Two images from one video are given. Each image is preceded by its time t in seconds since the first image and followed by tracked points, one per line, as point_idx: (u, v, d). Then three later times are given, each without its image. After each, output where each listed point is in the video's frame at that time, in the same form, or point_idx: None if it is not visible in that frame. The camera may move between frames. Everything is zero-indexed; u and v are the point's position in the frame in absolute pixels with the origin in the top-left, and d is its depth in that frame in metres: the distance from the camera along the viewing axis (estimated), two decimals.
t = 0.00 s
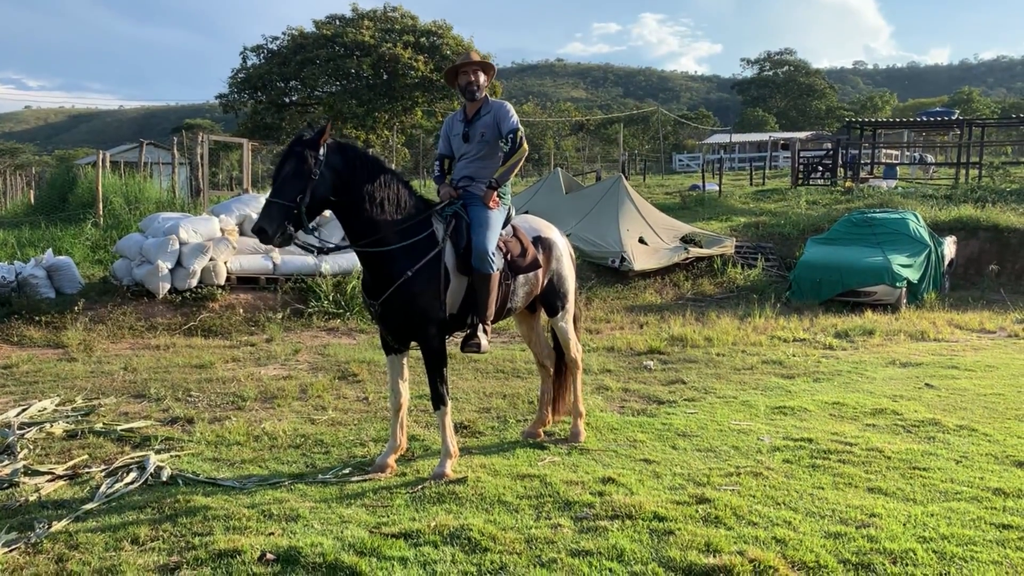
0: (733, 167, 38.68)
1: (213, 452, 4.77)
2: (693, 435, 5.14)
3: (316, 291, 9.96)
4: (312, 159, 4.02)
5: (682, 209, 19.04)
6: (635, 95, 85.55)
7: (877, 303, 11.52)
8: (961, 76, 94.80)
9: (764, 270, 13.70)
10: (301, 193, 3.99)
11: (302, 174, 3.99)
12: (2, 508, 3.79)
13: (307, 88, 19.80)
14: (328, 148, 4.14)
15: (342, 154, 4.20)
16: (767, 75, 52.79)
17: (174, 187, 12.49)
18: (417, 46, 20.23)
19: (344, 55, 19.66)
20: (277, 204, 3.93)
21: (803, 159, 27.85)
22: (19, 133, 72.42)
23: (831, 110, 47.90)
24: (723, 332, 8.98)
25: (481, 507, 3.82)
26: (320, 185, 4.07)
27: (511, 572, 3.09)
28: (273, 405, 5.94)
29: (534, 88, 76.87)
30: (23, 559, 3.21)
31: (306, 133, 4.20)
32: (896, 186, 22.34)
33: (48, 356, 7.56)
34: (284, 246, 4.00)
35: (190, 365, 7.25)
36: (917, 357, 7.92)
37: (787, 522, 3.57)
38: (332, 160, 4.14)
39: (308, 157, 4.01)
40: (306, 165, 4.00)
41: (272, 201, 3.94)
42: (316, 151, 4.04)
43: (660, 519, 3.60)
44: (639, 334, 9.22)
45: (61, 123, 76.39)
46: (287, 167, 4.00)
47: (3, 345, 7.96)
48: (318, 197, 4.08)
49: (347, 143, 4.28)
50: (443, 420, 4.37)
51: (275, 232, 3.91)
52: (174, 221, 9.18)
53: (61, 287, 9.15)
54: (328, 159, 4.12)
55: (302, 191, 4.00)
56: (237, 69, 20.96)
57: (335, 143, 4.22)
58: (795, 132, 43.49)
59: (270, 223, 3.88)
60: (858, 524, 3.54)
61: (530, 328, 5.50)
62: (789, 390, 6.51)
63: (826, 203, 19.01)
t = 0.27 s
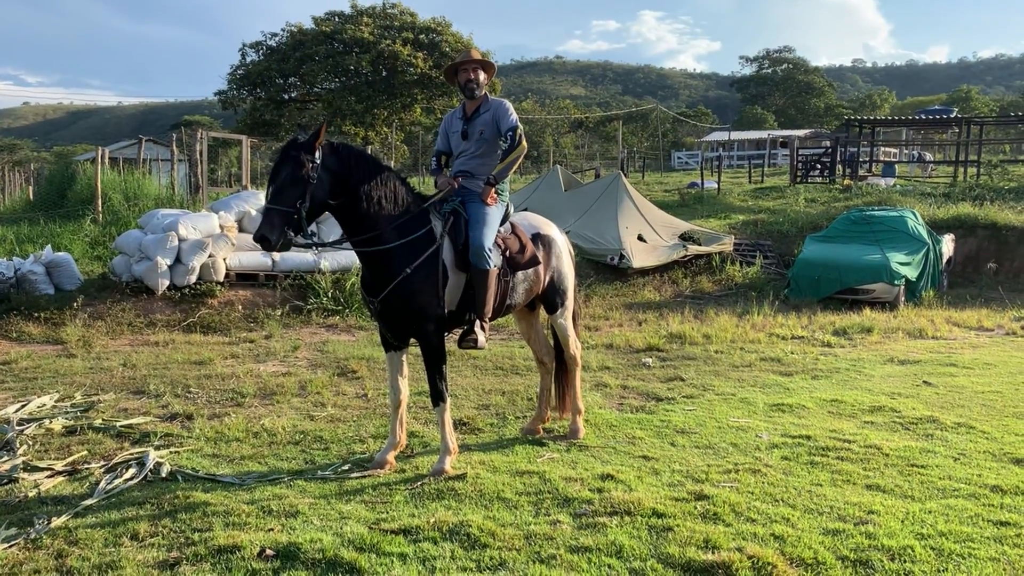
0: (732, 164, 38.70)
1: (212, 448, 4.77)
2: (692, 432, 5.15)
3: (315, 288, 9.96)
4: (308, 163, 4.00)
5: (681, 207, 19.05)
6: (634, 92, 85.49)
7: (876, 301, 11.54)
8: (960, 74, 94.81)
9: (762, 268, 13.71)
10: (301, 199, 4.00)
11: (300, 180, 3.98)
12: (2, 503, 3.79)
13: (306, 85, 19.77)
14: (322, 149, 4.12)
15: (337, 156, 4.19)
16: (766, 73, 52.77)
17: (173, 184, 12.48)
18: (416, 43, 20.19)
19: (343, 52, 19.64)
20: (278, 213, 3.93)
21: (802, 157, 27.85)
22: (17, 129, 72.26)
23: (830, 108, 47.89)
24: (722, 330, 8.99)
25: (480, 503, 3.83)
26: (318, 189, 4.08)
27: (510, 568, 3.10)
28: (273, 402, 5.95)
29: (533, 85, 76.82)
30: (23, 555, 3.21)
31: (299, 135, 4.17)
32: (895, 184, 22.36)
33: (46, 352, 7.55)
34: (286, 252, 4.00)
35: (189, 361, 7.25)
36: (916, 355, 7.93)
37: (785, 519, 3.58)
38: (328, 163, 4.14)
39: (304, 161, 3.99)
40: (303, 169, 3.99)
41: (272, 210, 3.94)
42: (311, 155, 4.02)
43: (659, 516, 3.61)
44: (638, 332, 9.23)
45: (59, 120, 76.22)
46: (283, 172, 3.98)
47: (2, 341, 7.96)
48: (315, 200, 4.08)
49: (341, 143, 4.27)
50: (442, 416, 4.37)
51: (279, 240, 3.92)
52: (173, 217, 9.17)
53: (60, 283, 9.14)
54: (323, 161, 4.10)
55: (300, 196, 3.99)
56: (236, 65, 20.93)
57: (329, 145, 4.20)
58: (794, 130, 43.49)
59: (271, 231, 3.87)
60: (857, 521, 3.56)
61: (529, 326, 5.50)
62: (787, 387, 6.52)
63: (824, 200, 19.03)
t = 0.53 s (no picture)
0: (728, 163, 38.74)
1: (208, 445, 4.76)
2: (688, 430, 5.15)
3: (312, 285, 9.94)
4: (309, 156, 3.97)
5: (678, 205, 19.07)
6: (631, 91, 85.50)
7: (872, 300, 11.57)
8: (956, 73, 95.01)
9: (759, 266, 13.73)
10: (301, 192, 3.96)
11: (299, 173, 3.94)
12: None
13: (303, 82, 19.74)
14: (323, 143, 4.08)
15: (337, 150, 4.15)
16: (764, 72, 52.82)
17: (170, 180, 12.45)
18: (414, 40, 20.16)
19: (340, 49, 19.60)
20: (277, 204, 3.89)
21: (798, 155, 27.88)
22: (12, 125, 71.98)
23: (827, 107, 47.96)
24: (718, 328, 9.01)
25: (477, 500, 3.83)
26: (318, 182, 4.03)
27: (507, 565, 3.10)
28: (269, 399, 5.94)
29: (530, 83, 76.80)
30: (18, 551, 3.20)
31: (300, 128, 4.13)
32: (891, 183, 22.41)
33: (42, 348, 7.53)
34: (285, 245, 3.97)
35: (186, 358, 7.23)
36: (911, 353, 7.96)
37: (781, 517, 3.59)
38: (328, 157, 4.10)
39: (304, 154, 3.95)
40: (303, 162, 3.95)
41: (271, 201, 3.90)
42: (311, 148, 3.98)
43: (655, 513, 3.62)
44: (634, 329, 9.24)
45: (54, 116, 75.93)
46: (284, 165, 3.94)
47: None
48: (315, 194, 4.04)
49: (341, 138, 4.23)
50: (438, 413, 4.37)
51: (277, 232, 3.88)
52: (169, 214, 9.15)
53: (55, 279, 9.12)
54: (324, 155, 4.07)
55: (300, 189, 3.95)
56: (233, 62, 20.88)
57: (329, 139, 4.17)
58: (791, 129, 43.55)
59: (270, 223, 3.84)
60: (852, 519, 3.57)
61: (525, 323, 5.51)
62: (783, 386, 6.54)
63: (820, 199, 19.06)
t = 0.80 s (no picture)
0: (725, 163, 38.79)
1: (204, 444, 4.76)
2: (684, 429, 5.16)
3: (309, 284, 9.92)
4: (327, 140, 3.99)
5: (675, 205, 19.09)
6: (629, 90, 85.53)
7: (868, 300, 11.59)
8: (953, 74, 95.21)
9: (756, 266, 13.75)
10: (313, 173, 3.96)
11: (316, 155, 3.96)
12: None
13: (300, 80, 19.71)
14: (342, 132, 4.12)
15: (354, 141, 4.18)
16: (761, 72, 52.89)
17: (166, 178, 12.43)
18: (411, 39, 20.16)
19: (338, 47, 19.58)
20: (290, 179, 3.90)
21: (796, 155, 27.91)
22: (8, 122, 71.75)
23: (824, 107, 48.04)
24: (715, 328, 9.02)
25: (473, 500, 3.83)
26: (332, 168, 4.05)
27: (504, 565, 3.10)
28: (265, 398, 5.93)
29: (528, 82, 76.80)
30: (14, 549, 3.20)
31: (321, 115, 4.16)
32: (888, 184, 22.45)
33: (38, 346, 7.50)
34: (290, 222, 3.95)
35: (182, 356, 7.22)
36: (908, 354, 7.98)
37: (777, 517, 3.60)
38: (345, 145, 4.13)
39: (323, 138, 3.98)
40: (321, 145, 3.97)
41: (285, 175, 3.91)
42: (331, 133, 4.01)
43: (651, 513, 3.62)
44: (631, 329, 9.25)
45: (51, 113, 75.68)
46: (301, 145, 3.96)
47: None
48: (326, 179, 4.05)
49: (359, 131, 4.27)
50: (434, 412, 4.37)
51: (285, 207, 3.88)
52: (166, 211, 9.14)
53: (51, 277, 9.10)
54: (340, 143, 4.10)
55: (314, 170, 3.96)
56: (230, 59, 20.84)
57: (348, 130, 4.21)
58: (788, 129, 43.61)
59: (280, 197, 3.84)
60: (848, 518, 3.58)
61: (521, 325, 5.52)
62: (779, 386, 6.55)
63: (817, 199, 19.10)
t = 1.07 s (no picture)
0: (726, 164, 38.80)
1: (204, 443, 4.75)
2: (684, 430, 5.16)
3: (308, 284, 9.92)
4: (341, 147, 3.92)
5: (675, 206, 19.09)
6: (629, 91, 85.51)
7: (868, 301, 11.59)
8: (953, 76, 95.20)
9: (755, 267, 13.75)
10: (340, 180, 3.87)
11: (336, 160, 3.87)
12: None
13: (301, 80, 19.71)
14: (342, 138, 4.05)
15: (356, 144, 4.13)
16: (761, 73, 52.89)
17: (167, 178, 12.43)
18: (412, 39, 20.16)
19: (338, 47, 19.58)
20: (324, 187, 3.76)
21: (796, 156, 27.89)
22: (8, 121, 71.73)
23: (825, 108, 48.06)
24: (715, 329, 9.03)
25: (473, 500, 3.83)
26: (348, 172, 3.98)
27: (503, 565, 3.10)
28: (265, 397, 5.93)
29: (528, 82, 76.80)
30: (14, 548, 3.20)
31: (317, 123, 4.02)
32: (888, 185, 22.44)
33: (37, 345, 7.50)
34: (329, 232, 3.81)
35: (181, 356, 7.22)
36: (907, 355, 7.98)
37: (777, 518, 3.60)
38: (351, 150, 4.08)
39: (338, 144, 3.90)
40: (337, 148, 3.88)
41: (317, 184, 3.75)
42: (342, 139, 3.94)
43: (651, 514, 3.62)
44: (631, 330, 9.25)
45: (51, 112, 75.65)
46: (319, 152, 3.83)
47: None
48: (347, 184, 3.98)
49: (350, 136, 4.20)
50: (435, 412, 4.37)
51: (325, 215, 3.74)
52: (166, 211, 9.13)
53: (51, 277, 9.10)
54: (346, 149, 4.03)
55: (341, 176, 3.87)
56: (230, 59, 20.83)
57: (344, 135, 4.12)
58: (788, 130, 43.61)
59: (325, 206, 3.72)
60: (848, 520, 3.58)
61: (522, 327, 5.51)
62: (779, 387, 6.54)
63: (817, 201, 19.11)
